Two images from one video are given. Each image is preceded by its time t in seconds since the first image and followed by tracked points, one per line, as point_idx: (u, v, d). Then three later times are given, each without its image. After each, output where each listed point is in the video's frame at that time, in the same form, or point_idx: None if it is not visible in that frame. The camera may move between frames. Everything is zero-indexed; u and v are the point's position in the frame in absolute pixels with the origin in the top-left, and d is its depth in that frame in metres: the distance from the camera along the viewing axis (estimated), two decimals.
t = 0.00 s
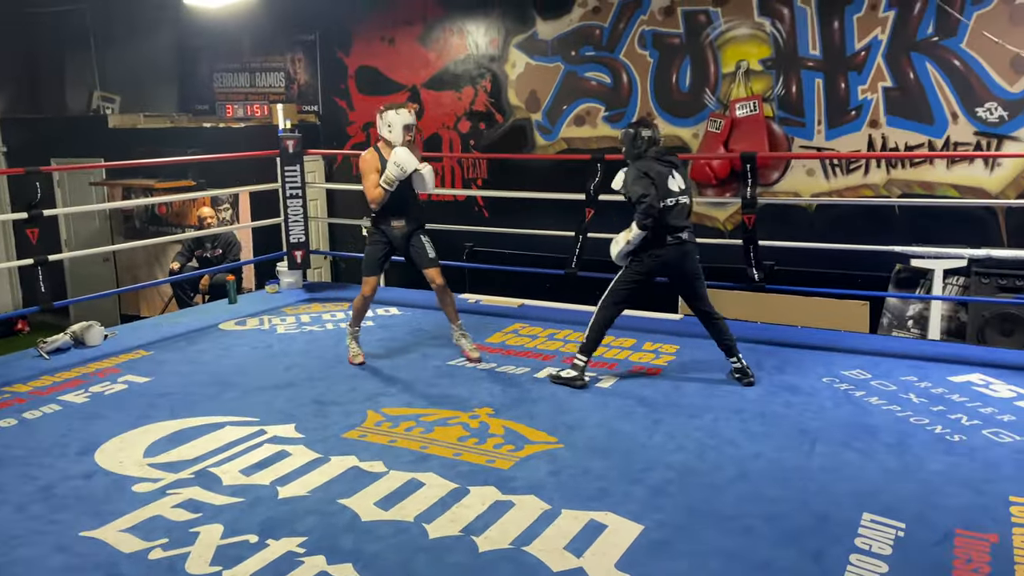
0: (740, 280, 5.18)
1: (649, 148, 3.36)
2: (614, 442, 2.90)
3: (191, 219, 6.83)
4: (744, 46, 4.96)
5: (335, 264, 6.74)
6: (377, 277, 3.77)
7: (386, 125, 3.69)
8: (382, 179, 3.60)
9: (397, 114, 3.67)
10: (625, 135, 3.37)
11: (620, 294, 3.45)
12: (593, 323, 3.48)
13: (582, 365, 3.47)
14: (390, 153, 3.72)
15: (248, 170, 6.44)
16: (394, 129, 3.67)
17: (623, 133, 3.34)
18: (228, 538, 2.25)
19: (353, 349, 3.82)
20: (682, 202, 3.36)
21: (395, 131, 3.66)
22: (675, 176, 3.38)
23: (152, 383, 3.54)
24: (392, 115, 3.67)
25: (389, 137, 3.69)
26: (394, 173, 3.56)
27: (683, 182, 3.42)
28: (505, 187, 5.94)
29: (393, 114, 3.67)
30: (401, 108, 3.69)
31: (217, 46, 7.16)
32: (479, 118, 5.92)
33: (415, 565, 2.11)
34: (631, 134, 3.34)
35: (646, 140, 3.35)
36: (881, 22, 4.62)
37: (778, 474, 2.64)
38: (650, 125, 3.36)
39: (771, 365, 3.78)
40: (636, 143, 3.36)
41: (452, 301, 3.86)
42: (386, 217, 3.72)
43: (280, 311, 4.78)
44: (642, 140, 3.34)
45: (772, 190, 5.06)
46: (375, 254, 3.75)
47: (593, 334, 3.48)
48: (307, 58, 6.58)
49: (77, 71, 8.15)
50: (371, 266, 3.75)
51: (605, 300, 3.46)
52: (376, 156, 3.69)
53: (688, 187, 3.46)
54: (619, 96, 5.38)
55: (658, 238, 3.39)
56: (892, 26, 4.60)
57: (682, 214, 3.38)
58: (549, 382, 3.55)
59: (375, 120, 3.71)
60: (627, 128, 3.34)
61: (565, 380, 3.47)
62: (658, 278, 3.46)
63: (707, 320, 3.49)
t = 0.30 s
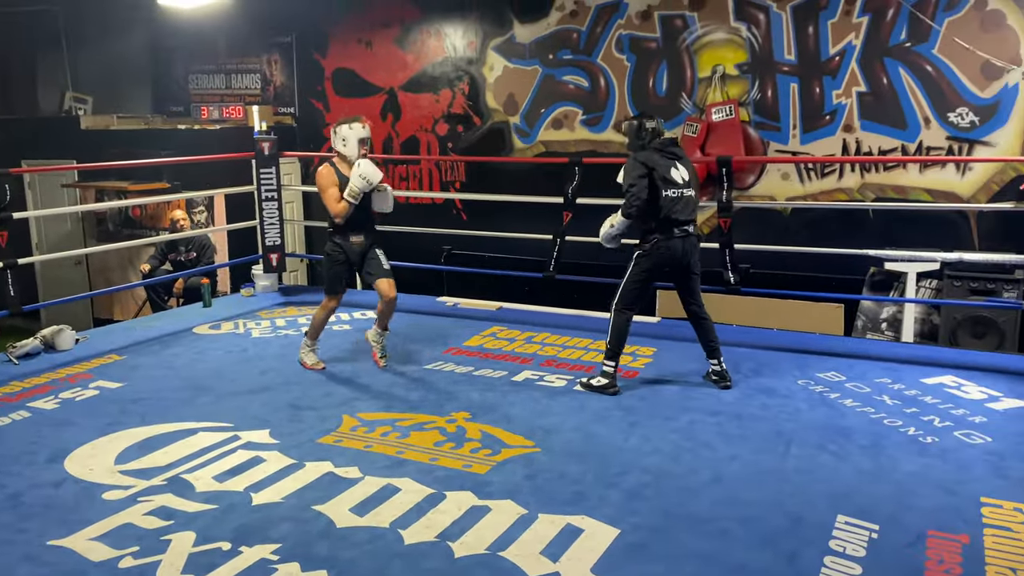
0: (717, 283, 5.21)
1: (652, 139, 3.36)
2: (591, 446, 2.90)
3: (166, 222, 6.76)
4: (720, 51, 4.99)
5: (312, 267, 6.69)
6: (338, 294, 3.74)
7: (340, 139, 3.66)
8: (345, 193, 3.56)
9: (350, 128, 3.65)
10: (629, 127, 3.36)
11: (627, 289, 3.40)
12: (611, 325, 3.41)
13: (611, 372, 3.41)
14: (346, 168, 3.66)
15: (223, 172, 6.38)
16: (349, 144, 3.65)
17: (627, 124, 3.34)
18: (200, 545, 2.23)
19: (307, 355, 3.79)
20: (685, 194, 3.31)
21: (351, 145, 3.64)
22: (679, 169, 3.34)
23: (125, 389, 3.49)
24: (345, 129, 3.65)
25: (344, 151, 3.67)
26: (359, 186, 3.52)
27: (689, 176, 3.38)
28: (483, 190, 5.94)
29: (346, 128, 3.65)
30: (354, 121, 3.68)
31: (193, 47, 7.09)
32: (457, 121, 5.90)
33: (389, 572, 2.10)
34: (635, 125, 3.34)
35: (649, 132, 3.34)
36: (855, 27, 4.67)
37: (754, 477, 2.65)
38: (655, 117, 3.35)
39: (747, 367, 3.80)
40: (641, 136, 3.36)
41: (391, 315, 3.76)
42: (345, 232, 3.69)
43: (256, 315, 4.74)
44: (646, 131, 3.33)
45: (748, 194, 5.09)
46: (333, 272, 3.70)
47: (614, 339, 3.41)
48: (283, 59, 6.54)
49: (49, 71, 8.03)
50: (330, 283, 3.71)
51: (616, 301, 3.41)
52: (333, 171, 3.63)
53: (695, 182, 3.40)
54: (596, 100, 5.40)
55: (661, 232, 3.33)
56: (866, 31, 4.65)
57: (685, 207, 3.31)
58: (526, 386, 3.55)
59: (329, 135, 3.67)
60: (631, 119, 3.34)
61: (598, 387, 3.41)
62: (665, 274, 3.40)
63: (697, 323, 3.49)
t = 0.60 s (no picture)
0: (701, 284, 5.24)
1: (618, 143, 3.33)
2: (576, 446, 2.91)
3: (148, 222, 6.71)
4: (703, 52, 5.02)
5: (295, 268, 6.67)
6: (339, 296, 3.75)
7: (345, 138, 3.58)
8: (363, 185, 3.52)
9: (359, 126, 3.56)
10: (594, 133, 3.32)
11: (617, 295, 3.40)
12: (596, 328, 3.42)
13: (596, 372, 3.42)
14: (354, 165, 3.63)
15: (206, 172, 6.34)
16: (355, 143, 3.57)
17: (592, 131, 3.29)
18: (183, 548, 2.21)
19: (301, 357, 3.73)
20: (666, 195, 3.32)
21: (357, 144, 3.56)
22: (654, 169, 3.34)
23: (106, 391, 3.46)
24: (353, 128, 3.56)
25: (350, 151, 3.58)
26: (378, 175, 3.52)
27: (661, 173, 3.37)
28: (467, 191, 5.94)
29: (354, 127, 3.57)
30: (358, 120, 3.58)
31: (175, 47, 7.05)
32: (441, 121, 5.90)
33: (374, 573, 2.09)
34: (602, 132, 3.30)
35: (615, 135, 3.32)
36: (837, 29, 4.71)
37: (737, 476, 2.67)
38: (619, 120, 3.32)
39: (731, 368, 3.82)
40: (606, 141, 3.32)
41: (411, 321, 3.66)
42: (347, 233, 3.64)
43: (239, 316, 4.71)
44: (612, 136, 3.30)
45: (731, 195, 5.12)
46: (334, 273, 3.69)
47: (599, 340, 3.43)
48: (267, 59, 6.52)
49: (29, 71, 7.95)
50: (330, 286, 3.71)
51: (603, 304, 3.41)
52: (342, 167, 3.60)
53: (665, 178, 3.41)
54: (581, 101, 5.41)
55: (650, 236, 3.33)
56: (847, 34, 4.69)
57: (668, 207, 3.34)
58: (511, 387, 3.55)
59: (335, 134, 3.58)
60: (597, 128, 3.29)
61: (583, 389, 3.42)
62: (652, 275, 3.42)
63: (678, 324, 3.51)
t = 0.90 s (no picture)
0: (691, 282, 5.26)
1: (595, 149, 3.37)
2: (568, 445, 2.91)
3: (137, 222, 6.69)
4: (694, 52, 5.03)
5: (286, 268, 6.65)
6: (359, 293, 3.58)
7: (363, 134, 3.54)
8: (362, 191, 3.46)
9: (376, 122, 3.52)
10: (570, 141, 3.36)
11: (607, 298, 3.41)
12: (586, 327, 3.43)
13: (586, 372, 3.42)
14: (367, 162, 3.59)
15: (195, 171, 6.31)
16: (373, 138, 3.53)
17: (567, 140, 3.34)
18: (173, 549, 2.20)
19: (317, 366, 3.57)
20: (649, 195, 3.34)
21: (374, 141, 3.52)
22: (633, 170, 3.37)
23: (95, 392, 3.44)
24: (371, 124, 3.52)
25: (367, 147, 3.55)
26: (377, 185, 3.43)
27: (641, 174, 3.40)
28: (458, 190, 5.93)
29: (372, 123, 3.53)
30: (380, 116, 3.54)
31: (164, 45, 7.02)
32: (432, 121, 5.89)
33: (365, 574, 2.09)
34: (578, 140, 3.34)
35: (592, 142, 3.35)
36: (826, 29, 4.73)
37: (729, 475, 2.68)
38: (593, 127, 3.36)
39: (722, 366, 3.83)
40: (582, 148, 3.36)
41: (416, 325, 3.66)
42: (359, 231, 3.55)
43: (230, 316, 4.70)
44: (587, 143, 3.34)
45: (722, 194, 5.13)
46: (352, 269, 3.57)
47: (589, 338, 3.43)
48: (257, 59, 6.50)
49: (16, 70, 7.89)
50: (348, 284, 3.57)
51: (592, 303, 3.43)
52: (353, 166, 3.54)
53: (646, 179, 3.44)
54: (572, 100, 5.41)
55: (639, 237, 3.34)
56: (837, 33, 4.71)
57: (652, 207, 3.36)
58: (502, 386, 3.55)
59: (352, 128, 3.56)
60: (572, 136, 3.33)
61: (575, 388, 3.42)
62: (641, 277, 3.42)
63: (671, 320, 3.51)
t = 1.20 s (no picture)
0: (685, 280, 5.28)
1: (616, 143, 3.34)
2: (562, 443, 2.91)
3: (130, 221, 6.66)
4: (688, 49, 5.03)
5: (280, 266, 6.63)
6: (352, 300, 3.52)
7: (351, 150, 3.47)
8: (356, 206, 3.41)
9: (362, 138, 3.45)
10: (591, 133, 3.33)
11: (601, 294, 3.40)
12: (583, 324, 3.42)
13: (581, 369, 3.42)
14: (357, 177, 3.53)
15: (187, 170, 6.29)
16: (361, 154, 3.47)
17: (589, 130, 3.30)
18: (167, 548, 2.20)
19: (313, 376, 3.49)
20: (659, 195, 3.31)
21: (363, 157, 3.46)
22: (648, 169, 3.35)
23: (88, 391, 3.43)
24: (357, 140, 3.46)
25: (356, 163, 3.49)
26: (369, 198, 3.38)
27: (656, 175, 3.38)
28: (453, 188, 5.92)
29: (357, 139, 3.46)
30: (366, 130, 3.48)
31: (157, 43, 6.99)
32: (426, 119, 5.88)
33: (360, 572, 2.08)
34: (600, 131, 3.31)
35: (613, 135, 3.33)
36: (820, 26, 4.73)
37: (723, 472, 2.68)
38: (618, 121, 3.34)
39: (716, 363, 3.83)
40: (604, 140, 3.33)
41: (425, 322, 3.58)
42: (357, 240, 3.52)
43: (223, 315, 4.68)
44: (609, 136, 3.31)
45: (716, 191, 5.13)
46: (344, 276, 3.52)
47: (584, 336, 3.43)
48: (250, 56, 6.48)
49: (8, 69, 7.85)
50: (342, 289, 3.51)
51: (588, 302, 3.41)
52: (343, 181, 3.48)
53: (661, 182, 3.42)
54: (566, 98, 5.40)
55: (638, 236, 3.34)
56: (830, 30, 4.71)
57: (660, 208, 3.32)
58: (497, 384, 3.55)
59: (338, 144, 3.49)
60: (595, 126, 3.30)
61: (570, 385, 3.42)
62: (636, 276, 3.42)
63: (665, 319, 3.52)
